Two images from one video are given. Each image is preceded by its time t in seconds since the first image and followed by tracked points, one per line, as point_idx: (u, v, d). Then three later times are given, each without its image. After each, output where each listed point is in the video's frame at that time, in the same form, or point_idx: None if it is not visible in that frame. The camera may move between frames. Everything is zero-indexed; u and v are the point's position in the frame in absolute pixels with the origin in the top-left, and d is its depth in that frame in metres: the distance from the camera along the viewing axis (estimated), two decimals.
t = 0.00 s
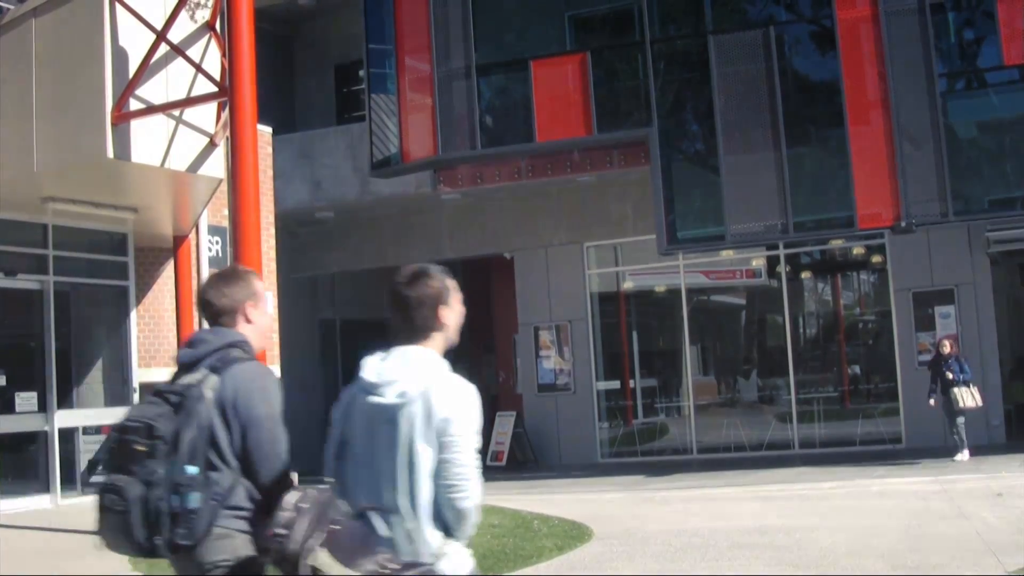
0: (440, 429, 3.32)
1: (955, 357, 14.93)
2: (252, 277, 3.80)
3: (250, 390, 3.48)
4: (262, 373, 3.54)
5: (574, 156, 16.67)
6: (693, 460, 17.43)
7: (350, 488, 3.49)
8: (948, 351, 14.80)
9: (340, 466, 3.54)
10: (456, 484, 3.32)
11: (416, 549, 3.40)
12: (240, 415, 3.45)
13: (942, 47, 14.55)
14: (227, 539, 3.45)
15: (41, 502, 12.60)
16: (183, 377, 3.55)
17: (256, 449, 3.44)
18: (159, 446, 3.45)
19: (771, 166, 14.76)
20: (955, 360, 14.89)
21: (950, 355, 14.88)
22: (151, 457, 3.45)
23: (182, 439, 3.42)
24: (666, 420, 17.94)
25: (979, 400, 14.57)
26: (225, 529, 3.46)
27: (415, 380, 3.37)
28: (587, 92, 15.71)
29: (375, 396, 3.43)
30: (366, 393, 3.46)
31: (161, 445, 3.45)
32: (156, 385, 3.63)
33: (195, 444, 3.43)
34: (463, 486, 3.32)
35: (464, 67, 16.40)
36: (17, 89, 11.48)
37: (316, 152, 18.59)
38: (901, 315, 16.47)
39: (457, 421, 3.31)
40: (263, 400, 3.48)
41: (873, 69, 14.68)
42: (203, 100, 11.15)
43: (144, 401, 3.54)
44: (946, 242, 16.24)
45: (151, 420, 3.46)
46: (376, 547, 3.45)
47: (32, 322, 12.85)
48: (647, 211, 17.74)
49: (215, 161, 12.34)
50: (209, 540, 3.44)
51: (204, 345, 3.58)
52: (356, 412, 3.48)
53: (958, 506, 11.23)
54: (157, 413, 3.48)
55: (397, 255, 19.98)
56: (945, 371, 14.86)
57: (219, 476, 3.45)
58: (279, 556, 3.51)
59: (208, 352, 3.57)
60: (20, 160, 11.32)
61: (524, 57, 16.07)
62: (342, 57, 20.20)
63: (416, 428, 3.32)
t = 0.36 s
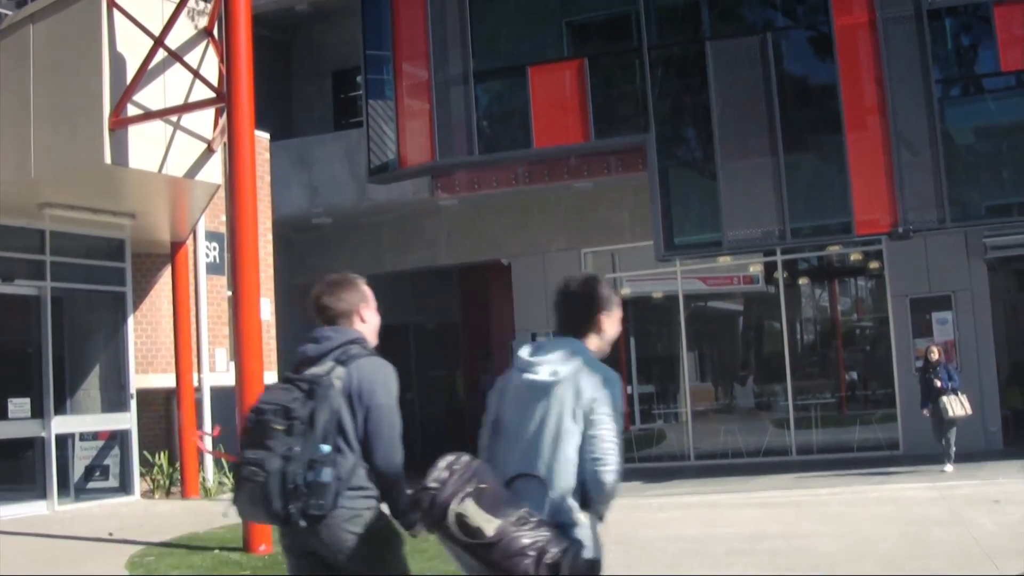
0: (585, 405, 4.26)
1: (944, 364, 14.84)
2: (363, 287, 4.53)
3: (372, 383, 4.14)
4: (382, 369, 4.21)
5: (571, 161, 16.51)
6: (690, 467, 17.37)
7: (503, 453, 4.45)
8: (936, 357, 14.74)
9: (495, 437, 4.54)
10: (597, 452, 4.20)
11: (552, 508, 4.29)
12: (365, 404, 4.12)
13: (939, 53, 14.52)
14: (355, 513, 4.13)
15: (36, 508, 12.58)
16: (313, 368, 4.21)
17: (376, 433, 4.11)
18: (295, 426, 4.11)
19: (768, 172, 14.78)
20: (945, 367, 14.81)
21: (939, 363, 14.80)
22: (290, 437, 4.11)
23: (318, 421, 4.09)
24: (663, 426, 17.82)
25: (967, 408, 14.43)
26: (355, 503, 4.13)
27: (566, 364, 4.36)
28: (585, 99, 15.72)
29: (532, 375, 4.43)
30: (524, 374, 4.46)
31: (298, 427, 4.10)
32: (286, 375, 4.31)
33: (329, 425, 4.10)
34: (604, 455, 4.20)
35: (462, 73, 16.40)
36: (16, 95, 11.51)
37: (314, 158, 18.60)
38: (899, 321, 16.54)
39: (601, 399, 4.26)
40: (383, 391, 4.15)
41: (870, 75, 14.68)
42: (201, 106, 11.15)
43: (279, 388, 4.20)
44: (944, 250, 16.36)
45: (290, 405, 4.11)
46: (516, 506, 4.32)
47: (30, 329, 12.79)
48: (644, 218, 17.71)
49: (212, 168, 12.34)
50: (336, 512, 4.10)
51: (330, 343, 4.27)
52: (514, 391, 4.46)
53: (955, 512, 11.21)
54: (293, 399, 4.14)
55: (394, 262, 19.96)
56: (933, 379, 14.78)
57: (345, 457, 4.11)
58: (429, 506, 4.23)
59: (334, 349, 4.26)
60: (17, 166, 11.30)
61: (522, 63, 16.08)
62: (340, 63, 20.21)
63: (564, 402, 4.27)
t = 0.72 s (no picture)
0: (712, 419, 4.13)
1: (925, 380, 14.66)
2: (468, 307, 4.97)
3: (479, 399, 4.63)
4: (485, 386, 4.67)
5: (564, 175, 16.61)
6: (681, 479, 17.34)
7: (640, 462, 4.42)
8: (916, 372, 14.55)
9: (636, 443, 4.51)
10: (719, 469, 4.08)
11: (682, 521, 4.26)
12: (472, 418, 4.60)
13: (931, 65, 14.57)
14: (459, 513, 4.67)
15: (28, 520, 12.51)
16: (423, 384, 4.67)
17: (483, 443, 4.57)
18: (413, 440, 4.59)
19: (760, 185, 14.82)
20: (925, 383, 14.61)
21: (920, 378, 14.61)
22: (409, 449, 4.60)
23: (433, 434, 4.58)
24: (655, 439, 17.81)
25: (950, 426, 14.28)
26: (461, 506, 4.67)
27: (698, 376, 4.21)
28: (577, 111, 15.76)
29: (666, 386, 4.31)
30: (659, 383, 4.34)
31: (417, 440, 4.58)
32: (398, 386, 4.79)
33: (440, 439, 4.60)
34: (724, 471, 4.07)
35: (455, 86, 16.44)
36: (8, 105, 11.48)
37: (307, 170, 18.58)
38: (891, 333, 16.54)
39: (728, 413, 4.11)
40: (488, 407, 4.63)
41: (863, 88, 14.73)
42: (193, 117, 11.16)
43: (395, 403, 4.67)
44: (936, 263, 16.41)
45: (409, 421, 4.59)
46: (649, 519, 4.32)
47: (21, 341, 12.73)
48: (637, 230, 17.68)
49: (205, 180, 12.34)
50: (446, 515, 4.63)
51: (437, 361, 4.73)
52: (651, 401, 4.37)
53: (947, 524, 11.22)
54: (407, 415, 4.61)
55: (387, 274, 19.93)
56: (914, 395, 14.60)
57: (453, 466, 4.61)
58: (572, 516, 4.43)
59: (442, 365, 4.72)
60: (9, 177, 11.28)
61: (514, 76, 16.11)
62: (332, 75, 20.23)
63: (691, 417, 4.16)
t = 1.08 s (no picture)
0: (835, 444, 4.74)
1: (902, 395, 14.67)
2: (528, 332, 5.47)
3: (542, 416, 5.12)
4: (548, 404, 5.16)
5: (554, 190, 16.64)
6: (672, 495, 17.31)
7: (767, 482, 5.06)
8: (893, 386, 14.52)
9: (760, 465, 5.14)
10: (846, 489, 4.72)
11: (813, 535, 4.89)
12: (537, 434, 5.09)
13: (920, 80, 14.62)
14: (530, 522, 5.13)
15: (17, 534, 12.44)
16: (489, 406, 5.16)
17: (547, 456, 5.07)
18: (482, 457, 5.06)
19: (750, 201, 14.90)
20: (903, 399, 14.60)
21: (897, 393, 14.61)
22: (478, 466, 5.07)
23: (501, 450, 5.05)
24: (645, 454, 17.80)
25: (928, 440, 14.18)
26: (530, 516, 5.13)
27: (821, 405, 4.80)
28: (567, 126, 15.80)
29: (789, 414, 4.92)
30: (782, 411, 4.95)
31: (487, 457, 5.05)
32: (468, 408, 5.28)
33: (508, 455, 5.06)
34: (850, 491, 4.72)
35: (445, 101, 16.44)
36: None
37: (297, 184, 18.55)
38: (880, 349, 16.51)
39: (850, 438, 4.72)
40: (550, 423, 5.11)
41: (852, 105, 14.79)
42: (183, 132, 11.12)
43: (464, 424, 5.16)
44: (924, 275, 16.44)
45: (478, 439, 5.06)
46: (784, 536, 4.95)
47: (10, 355, 12.63)
48: (627, 245, 17.70)
49: (194, 195, 12.32)
50: (516, 524, 5.09)
51: (502, 384, 5.23)
52: (775, 429, 4.98)
53: (937, 540, 11.24)
54: (475, 434, 5.09)
55: (377, 288, 19.88)
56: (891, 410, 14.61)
57: (521, 479, 5.08)
58: (710, 537, 5.01)
59: (507, 388, 5.22)
60: None
61: (504, 91, 16.14)
62: (323, 90, 20.23)
63: (816, 443, 4.77)
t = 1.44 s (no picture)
0: (919, 442, 5.02)
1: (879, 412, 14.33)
2: (590, 349, 5.46)
3: (598, 432, 5.16)
4: (605, 422, 5.18)
5: (541, 205, 16.68)
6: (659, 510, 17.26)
7: (853, 482, 5.33)
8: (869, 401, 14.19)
9: (845, 466, 5.42)
10: (933, 480, 4.98)
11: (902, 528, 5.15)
12: (593, 449, 5.12)
13: (907, 96, 14.70)
14: (583, 526, 5.21)
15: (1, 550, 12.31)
16: (548, 418, 5.19)
17: (600, 469, 5.12)
18: (540, 467, 5.09)
19: (738, 216, 14.96)
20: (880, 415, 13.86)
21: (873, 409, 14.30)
22: (535, 474, 5.11)
23: (559, 461, 5.09)
24: (632, 469, 17.77)
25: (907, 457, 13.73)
26: (581, 522, 5.21)
27: (902, 409, 5.09)
28: (555, 141, 15.83)
29: (872, 416, 5.22)
30: (865, 415, 5.26)
31: (547, 467, 5.08)
32: (529, 418, 5.31)
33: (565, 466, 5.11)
34: (937, 483, 4.98)
35: (432, 115, 16.42)
36: None
37: (284, 199, 18.51)
38: (868, 363, 16.46)
39: (931, 436, 4.99)
40: (606, 440, 5.15)
41: (839, 120, 14.86)
42: (172, 146, 11.10)
43: (524, 433, 5.19)
44: (913, 292, 16.36)
45: (537, 450, 5.09)
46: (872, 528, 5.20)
47: None
48: (615, 260, 17.72)
49: (182, 209, 12.29)
50: (567, 529, 5.18)
51: (563, 399, 5.24)
52: (858, 431, 5.28)
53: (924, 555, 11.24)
54: (535, 444, 5.13)
55: (365, 303, 19.92)
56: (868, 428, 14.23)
57: (575, 488, 5.15)
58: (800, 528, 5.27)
59: (567, 402, 5.23)
60: None
61: (492, 106, 16.16)
62: (310, 104, 20.22)
63: (901, 442, 5.06)
